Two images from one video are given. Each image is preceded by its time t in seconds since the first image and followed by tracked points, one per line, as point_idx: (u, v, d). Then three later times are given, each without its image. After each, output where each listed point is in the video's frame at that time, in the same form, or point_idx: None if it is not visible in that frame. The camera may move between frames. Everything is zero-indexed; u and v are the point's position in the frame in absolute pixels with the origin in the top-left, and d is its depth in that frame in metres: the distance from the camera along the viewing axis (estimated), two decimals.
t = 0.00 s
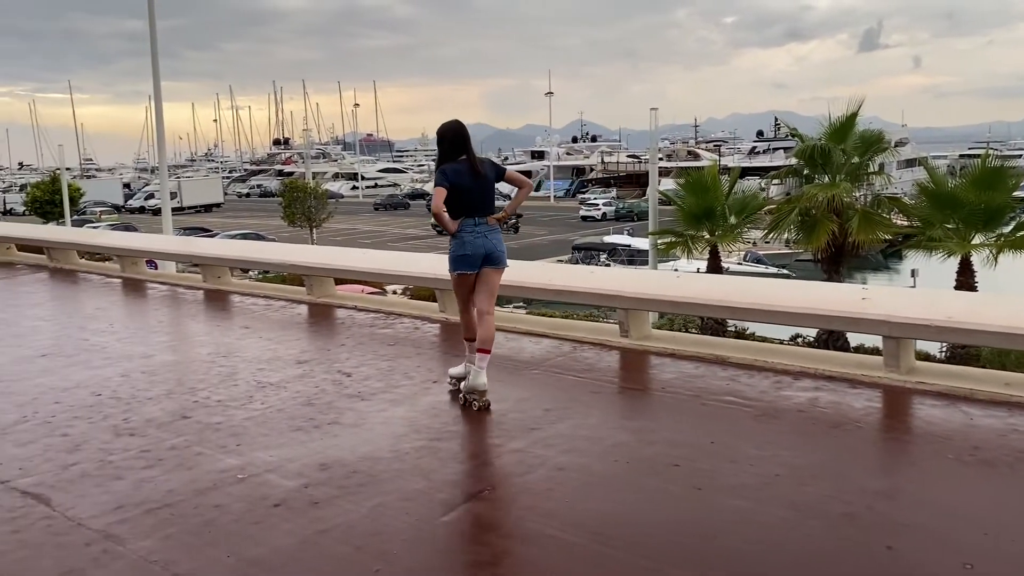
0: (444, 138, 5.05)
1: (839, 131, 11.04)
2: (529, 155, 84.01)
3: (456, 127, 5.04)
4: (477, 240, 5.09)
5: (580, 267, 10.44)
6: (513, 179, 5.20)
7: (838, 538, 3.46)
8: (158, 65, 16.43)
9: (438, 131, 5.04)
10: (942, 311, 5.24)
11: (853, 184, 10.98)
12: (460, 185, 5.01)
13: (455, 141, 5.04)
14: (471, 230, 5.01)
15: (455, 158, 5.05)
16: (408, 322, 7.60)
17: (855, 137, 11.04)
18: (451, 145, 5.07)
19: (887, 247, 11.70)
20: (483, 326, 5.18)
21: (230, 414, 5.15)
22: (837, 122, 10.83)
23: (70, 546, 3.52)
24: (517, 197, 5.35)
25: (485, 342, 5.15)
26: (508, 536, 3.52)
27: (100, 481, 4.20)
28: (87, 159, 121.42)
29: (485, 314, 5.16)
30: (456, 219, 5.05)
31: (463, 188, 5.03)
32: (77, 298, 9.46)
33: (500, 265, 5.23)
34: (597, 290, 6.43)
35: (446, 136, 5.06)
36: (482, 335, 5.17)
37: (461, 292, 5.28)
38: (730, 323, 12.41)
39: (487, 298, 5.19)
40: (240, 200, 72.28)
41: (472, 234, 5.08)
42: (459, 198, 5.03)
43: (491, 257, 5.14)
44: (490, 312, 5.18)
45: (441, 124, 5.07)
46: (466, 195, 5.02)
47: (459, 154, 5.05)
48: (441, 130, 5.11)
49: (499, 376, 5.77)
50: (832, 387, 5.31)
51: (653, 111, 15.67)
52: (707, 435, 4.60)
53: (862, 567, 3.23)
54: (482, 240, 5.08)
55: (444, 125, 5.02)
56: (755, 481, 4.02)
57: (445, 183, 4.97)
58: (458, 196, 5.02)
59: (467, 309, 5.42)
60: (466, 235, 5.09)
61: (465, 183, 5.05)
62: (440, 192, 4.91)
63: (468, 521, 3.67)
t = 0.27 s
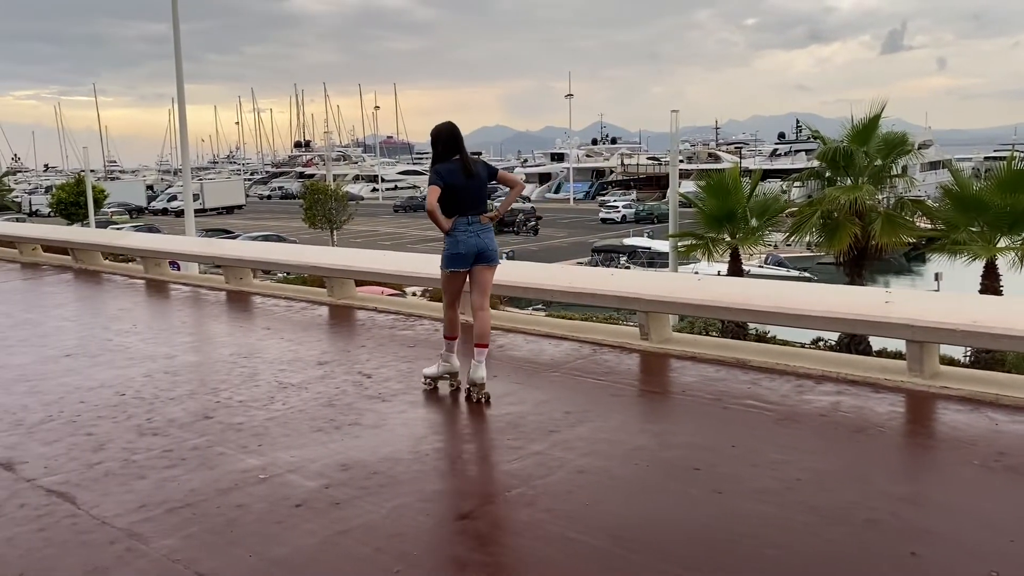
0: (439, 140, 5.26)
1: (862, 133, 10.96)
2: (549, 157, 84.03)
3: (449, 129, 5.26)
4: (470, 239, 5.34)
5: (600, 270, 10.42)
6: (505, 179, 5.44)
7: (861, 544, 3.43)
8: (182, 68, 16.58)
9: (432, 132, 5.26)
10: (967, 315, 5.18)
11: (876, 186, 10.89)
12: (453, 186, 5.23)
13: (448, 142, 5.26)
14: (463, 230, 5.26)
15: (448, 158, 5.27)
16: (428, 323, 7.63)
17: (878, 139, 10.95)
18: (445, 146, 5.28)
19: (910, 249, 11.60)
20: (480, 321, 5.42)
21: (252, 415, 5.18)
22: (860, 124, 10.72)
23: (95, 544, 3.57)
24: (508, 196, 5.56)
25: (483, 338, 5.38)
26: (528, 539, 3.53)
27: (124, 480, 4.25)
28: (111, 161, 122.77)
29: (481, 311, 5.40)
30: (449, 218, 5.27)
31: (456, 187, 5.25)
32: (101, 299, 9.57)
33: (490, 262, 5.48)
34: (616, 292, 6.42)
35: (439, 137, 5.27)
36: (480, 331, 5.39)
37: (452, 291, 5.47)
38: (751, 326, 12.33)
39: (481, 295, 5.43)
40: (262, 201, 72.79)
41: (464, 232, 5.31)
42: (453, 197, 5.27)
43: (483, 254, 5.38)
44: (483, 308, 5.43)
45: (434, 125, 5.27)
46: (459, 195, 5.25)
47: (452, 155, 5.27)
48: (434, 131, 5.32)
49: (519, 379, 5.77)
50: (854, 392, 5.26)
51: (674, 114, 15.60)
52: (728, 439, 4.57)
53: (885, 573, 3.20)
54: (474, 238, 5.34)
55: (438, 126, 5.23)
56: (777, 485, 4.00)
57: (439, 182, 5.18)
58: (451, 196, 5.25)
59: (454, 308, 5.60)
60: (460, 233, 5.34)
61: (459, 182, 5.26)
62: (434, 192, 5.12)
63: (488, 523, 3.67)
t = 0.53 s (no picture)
0: (432, 140, 5.44)
1: (881, 135, 10.88)
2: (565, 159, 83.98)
3: (441, 130, 5.44)
4: (461, 236, 5.52)
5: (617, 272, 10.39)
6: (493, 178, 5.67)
7: (880, 549, 3.40)
8: (202, 71, 16.71)
9: (425, 133, 5.43)
10: (987, 319, 5.13)
11: (895, 188, 10.81)
12: (445, 185, 5.42)
13: (441, 142, 5.44)
14: (456, 227, 5.45)
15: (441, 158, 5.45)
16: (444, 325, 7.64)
17: (898, 141, 10.87)
18: (438, 146, 5.47)
19: (930, 253, 11.49)
20: (474, 316, 5.64)
21: (269, 415, 5.21)
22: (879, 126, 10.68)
23: (115, 542, 3.60)
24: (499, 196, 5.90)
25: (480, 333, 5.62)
26: (545, 541, 3.52)
27: (143, 479, 4.28)
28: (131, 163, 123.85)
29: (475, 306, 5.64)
30: (442, 216, 5.45)
31: (448, 186, 5.43)
32: (121, 300, 9.66)
33: (479, 259, 5.68)
34: (633, 295, 6.40)
35: (432, 137, 5.45)
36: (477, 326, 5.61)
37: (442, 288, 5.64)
38: (769, 329, 12.26)
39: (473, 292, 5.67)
40: (279, 203, 73.18)
41: (456, 230, 5.50)
42: (445, 195, 5.45)
43: (473, 251, 5.59)
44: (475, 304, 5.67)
45: (427, 126, 5.45)
46: (452, 193, 5.44)
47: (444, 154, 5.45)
48: (426, 132, 5.49)
49: (536, 381, 5.77)
50: (873, 396, 5.22)
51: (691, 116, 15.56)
52: (745, 442, 4.55)
53: None
54: (466, 235, 5.53)
55: (431, 127, 5.40)
56: (794, 489, 3.98)
57: (433, 181, 5.36)
58: (444, 194, 5.43)
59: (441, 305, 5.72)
60: (452, 231, 5.51)
61: (451, 182, 5.45)
62: (429, 190, 5.30)
63: (504, 524, 3.68)
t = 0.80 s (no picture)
0: (425, 141, 5.59)
1: (898, 137, 10.81)
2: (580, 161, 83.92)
3: (435, 132, 5.60)
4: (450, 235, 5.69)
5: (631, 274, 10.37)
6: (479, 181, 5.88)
7: (896, 553, 3.38)
8: (218, 73, 16.82)
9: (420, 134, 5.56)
10: (1006, 322, 5.09)
11: (912, 191, 10.74)
12: (438, 185, 5.58)
13: (434, 143, 5.60)
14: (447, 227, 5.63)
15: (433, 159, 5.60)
16: (458, 326, 7.65)
17: (915, 142, 10.79)
18: (430, 147, 5.62)
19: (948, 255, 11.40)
20: (471, 313, 5.87)
21: (284, 416, 5.23)
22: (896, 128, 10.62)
23: (131, 541, 3.62)
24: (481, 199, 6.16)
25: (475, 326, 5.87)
26: (558, 543, 3.51)
27: (159, 479, 4.31)
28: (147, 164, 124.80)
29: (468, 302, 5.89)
30: (433, 216, 5.61)
31: (441, 186, 5.59)
32: (138, 300, 9.73)
33: (465, 258, 5.88)
34: (648, 296, 6.39)
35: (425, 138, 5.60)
36: (472, 321, 5.85)
37: (432, 286, 5.79)
38: (784, 332, 12.20)
39: (464, 289, 5.91)
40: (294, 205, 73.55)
41: (446, 229, 5.67)
42: (437, 196, 5.60)
43: (460, 250, 5.78)
44: (466, 300, 5.92)
45: (420, 127, 5.59)
46: (444, 194, 5.60)
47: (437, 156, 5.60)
48: (419, 133, 5.63)
49: (550, 382, 5.76)
50: (890, 399, 5.19)
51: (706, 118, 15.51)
52: (760, 445, 4.53)
53: None
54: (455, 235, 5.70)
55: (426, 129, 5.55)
56: (810, 492, 3.95)
57: (427, 182, 5.51)
58: (436, 194, 5.58)
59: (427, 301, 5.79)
60: (441, 230, 5.67)
61: (443, 183, 5.61)
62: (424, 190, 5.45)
63: (519, 526, 3.67)
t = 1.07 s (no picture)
0: (413, 145, 5.80)
1: (913, 138, 10.74)
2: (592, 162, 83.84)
3: (423, 136, 5.81)
4: (436, 236, 5.91)
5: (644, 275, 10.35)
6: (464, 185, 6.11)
7: (911, 557, 3.36)
8: (232, 74, 16.90)
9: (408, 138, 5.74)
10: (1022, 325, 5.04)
11: (927, 192, 10.67)
12: (426, 187, 5.80)
13: (422, 147, 5.81)
14: (433, 228, 5.84)
15: (421, 162, 5.81)
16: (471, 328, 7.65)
17: (930, 144, 10.72)
18: (418, 151, 5.83)
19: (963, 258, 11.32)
20: (461, 310, 6.10)
21: (297, 416, 5.25)
22: (911, 129, 10.56)
23: (145, 541, 3.64)
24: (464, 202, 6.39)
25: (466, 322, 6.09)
26: (570, 545, 3.51)
27: (173, 479, 4.33)
28: (162, 165, 125.57)
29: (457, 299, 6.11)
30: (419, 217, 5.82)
31: (428, 189, 5.80)
32: (152, 300, 9.79)
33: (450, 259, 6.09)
34: (661, 298, 6.37)
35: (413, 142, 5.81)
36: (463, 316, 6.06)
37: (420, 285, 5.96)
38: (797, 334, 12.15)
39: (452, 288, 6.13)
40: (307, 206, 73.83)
41: (432, 231, 5.88)
42: (424, 198, 5.81)
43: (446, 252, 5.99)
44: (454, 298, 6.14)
45: (408, 130, 5.80)
46: (432, 196, 5.82)
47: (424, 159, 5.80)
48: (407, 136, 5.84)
49: (562, 384, 5.75)
50: (905, 402, 5.15)
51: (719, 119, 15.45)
52: (774, 448, 4.51)
53: None
54: (441, 236, 5.92)
55: (414, 133, 5.76)
56: (824, 495, 3.93)
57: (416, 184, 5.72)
58: (424, 196, 5.79)
59: (415, 300, 5.93)
60: (426, 231, 5.88)
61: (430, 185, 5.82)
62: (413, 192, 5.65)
63: (531, 528, 3.67)
